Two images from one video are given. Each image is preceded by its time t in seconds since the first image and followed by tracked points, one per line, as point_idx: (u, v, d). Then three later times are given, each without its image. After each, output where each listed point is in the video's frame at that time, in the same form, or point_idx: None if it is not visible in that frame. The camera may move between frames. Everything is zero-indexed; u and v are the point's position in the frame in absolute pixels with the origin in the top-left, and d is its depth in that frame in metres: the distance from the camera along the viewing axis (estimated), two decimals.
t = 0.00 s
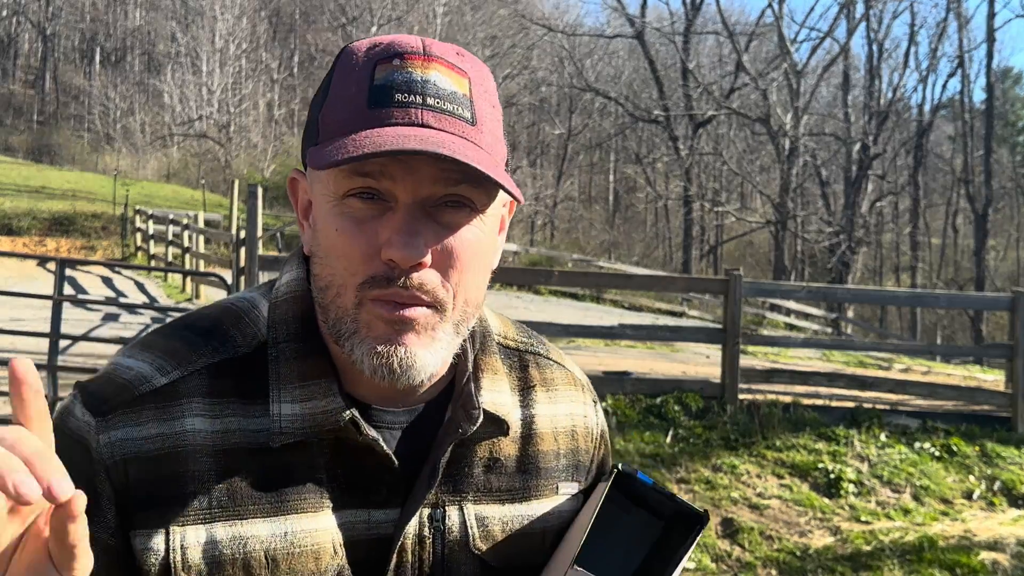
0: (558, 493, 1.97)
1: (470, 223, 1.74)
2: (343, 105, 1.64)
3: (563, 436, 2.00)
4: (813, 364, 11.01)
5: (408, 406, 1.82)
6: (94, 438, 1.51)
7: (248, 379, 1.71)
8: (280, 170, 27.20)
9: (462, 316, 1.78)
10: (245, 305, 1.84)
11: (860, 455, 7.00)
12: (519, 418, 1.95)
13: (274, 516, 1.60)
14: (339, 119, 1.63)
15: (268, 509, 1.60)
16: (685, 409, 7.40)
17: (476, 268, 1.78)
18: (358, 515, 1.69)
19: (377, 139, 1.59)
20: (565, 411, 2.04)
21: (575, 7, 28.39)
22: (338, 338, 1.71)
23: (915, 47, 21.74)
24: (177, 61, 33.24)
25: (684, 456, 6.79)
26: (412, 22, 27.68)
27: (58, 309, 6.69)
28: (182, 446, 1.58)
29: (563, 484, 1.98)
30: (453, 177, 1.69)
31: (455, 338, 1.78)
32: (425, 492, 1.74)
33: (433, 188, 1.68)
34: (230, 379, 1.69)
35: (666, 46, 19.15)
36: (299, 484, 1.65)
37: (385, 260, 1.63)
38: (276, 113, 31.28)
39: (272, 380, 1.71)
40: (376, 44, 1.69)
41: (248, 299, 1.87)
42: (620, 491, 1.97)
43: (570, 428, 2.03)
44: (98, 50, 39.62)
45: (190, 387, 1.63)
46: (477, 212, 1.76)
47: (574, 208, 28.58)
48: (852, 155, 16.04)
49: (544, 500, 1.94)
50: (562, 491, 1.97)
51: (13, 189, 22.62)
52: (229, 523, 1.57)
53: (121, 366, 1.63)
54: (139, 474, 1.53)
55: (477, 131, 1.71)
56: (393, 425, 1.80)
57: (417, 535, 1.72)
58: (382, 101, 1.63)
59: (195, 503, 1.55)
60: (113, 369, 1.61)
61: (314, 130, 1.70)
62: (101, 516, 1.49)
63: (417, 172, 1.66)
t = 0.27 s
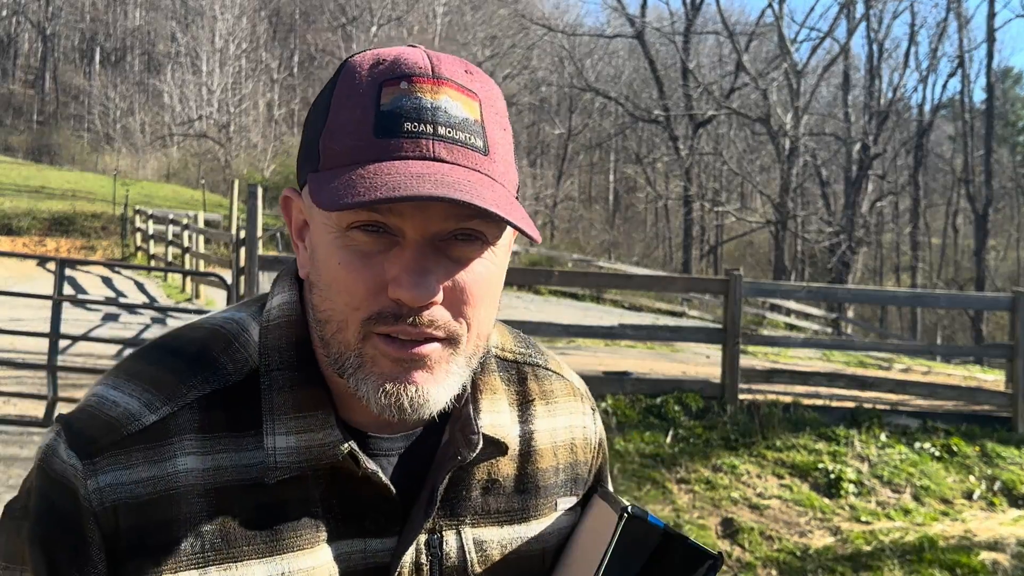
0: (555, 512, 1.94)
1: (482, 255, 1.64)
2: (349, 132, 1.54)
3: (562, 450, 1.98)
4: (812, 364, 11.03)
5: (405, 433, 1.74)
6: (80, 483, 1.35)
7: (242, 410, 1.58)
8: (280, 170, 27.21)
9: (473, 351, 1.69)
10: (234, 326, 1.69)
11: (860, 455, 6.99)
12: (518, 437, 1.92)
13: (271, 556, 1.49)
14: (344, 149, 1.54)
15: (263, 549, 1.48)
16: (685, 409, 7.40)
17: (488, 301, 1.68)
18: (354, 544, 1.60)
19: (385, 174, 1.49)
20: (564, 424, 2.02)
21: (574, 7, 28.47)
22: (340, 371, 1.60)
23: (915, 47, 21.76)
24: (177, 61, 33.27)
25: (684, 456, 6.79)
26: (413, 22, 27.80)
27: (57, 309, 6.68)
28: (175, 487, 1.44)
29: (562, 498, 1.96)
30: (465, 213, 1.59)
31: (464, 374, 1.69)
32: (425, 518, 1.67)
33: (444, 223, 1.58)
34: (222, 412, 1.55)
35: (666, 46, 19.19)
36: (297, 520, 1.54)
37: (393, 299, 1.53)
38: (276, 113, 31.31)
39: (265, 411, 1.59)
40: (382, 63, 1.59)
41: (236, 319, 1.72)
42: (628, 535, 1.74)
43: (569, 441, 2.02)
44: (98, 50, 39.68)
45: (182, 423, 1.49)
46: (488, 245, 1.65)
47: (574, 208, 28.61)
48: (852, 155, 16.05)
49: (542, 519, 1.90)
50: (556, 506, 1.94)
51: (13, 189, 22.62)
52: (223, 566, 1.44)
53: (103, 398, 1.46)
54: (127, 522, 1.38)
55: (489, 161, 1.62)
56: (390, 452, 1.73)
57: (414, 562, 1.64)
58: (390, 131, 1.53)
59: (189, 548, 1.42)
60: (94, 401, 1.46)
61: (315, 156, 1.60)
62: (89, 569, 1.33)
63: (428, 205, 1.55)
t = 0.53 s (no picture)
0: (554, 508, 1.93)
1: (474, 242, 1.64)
2: (335, 119, 1.54)
3: (562, 446, 1.98)
4: (812, 364, 11.02)
5: (401, 427, 1.74)
6: (72, 486, 1.35)
7: (236, 410, 1.58)
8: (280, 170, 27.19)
9: (466, 337, 1.69)
10: (227, 323, 1.69)
11: (860, 455, 6.99)
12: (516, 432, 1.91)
13: (266, 557, 1.47)
14: (331, 134, 1.53)
15: (258, 550, 1.47)
16: (685, 409, 7.40)
17: (480, 290, 1.67)
18: (349, 543, 1.59)
19: (373, 157, 1.48)
20: (563, 419, 2.01)
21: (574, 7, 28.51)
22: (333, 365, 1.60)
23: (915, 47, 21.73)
24: (177, 60, 33.27)
25: (684, 456, 6.78)
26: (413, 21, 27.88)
27: (57, 309, 6.67)
28: (167, 489, 1.44)
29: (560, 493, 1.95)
30: (455, 200, 1.58)
31: (456, 364, 1.68)
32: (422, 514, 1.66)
33: (434, 209, 1.56)
34: (214, 412, 1.55)
35: (666, 46, 19.19)
36: (292, 520, 1.53)
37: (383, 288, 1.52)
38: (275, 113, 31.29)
39: (259, 410, 1.58)
40: (369, 48, 1.58)
41: (229, 317, 1.72)
42: (623, 527, 1.79)
43: (568, 436, 2.01)
44: (98, 49, 39.68)
45: (174, 423, 1.49)
46: (480, 231, 1.65)
47: (574, 208, 28.58)
48: (853, 155, 16.02)
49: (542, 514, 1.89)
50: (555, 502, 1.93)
51: (13, 189, 22.60)
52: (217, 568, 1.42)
53: (94, 400, 1.46)
54: (119, 526, 1.38)
55: (478, 144, 1.61)
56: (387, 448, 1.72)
57: (411, 561, 1.63)
58: (377, 115, 1.52)
59: (183, 549, 1.41)
60: (86, 402, 1.46)
61: (302, 143, 1.59)
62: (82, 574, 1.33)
63: (418, 191, 1.54)
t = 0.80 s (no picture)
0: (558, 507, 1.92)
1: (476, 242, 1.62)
2: (337, 119, 1.52)
3: (565, 446, 1.96)
4: (813, 364, 11.01)
5: (404, 429, 1.72)
6: (73, 490, 1.35)
7: (238, 413, 1.56)
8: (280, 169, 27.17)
9: (469, 337, 1.67)
10: (229, 325, 1.67)
11: (861, 455, 6.98)
12: (520, 433, 1.90)
13: (269, 560, 1.46)
14: (333, 134, 1.52)
15: (261, 553, 1.46)
16: (685, 409, 7.39)
17: (482, 290, 1.65)
18: (353, 545, 1.58)
19: (373, 159, 1.47)
20: (567, 419, 2.01)
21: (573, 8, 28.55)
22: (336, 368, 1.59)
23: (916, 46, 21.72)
24: (177, 60, 33.27)
25: (684, 456, 6.77)
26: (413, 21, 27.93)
27: (56, 310, 6.65)
28: (169, 492, 1.43)
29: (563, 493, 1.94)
30: (458, 198, 1.56)
31: (459, 365, 1.67)
32: (425, 516, 1.64)
33: (435, 210, 1.56)
34: (217, 415, 1.54)
35: (666, 46, 19.19)
36: (294, 523, 1.52)
37: (386, 290, 1.51)
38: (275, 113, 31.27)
39: (261, 411, 1.56)
40: (369, 48, 1.57)
41: (231, 318, 1.70)
42: (628, 526, 1.78)
43: (572, 436, 2.00)
44: (98, 49, 39.68)
45: (176, 426, 1.48)
46: (481, 230, 1.63)
47: (574, 208, 28.58)
48: (853, 155, 16.00)
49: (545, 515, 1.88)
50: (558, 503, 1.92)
51: (12, 189, 22.59)
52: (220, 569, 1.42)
53: (95, 403, 1.45)
54: (121, 530, 1.38)
55: (479, 144, 1.59)
56: (389, 452, 1.70)
57: (414, 563, 1.61)
58: (379, 116, 1.51)
59: (185, 552, 1.40)
60: (87, 405, 1.45)
61: (304, 140, 1.58)
62: None
63: (420, 190, 1.53)
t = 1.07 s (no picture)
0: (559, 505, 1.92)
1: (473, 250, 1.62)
2: (336, 130, 1.52)
3: (564, 447, 1.96)
4: (813, 363, 11.02)
5: (405, 430, 1.72)
6: (84, 485, 1.36)
7: (244, 413, 1.56)
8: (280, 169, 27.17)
9: (466, 345, 1.67)
10: (237, 327, 1.68)
11: (861, 455, 6.97)
12: (520, 435, 1.89)
13: (273, 555, 1.46)
14: (331, 146, 1.52)
15: (264, 547, 1.46)
16: (686, 409, 7.39)
17: (478, 298, 1.65)
18: (356, 543, 1.58)
19: (370, 170, 1.47)
20: (566, 421, 2.00)
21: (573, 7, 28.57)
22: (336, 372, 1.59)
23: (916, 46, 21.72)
24: (177, 60, 33.29)
25: (685, 456, 6.76)
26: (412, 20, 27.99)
27: (56, 310, 6.65)
28: (176, 488, 1.43)
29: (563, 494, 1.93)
30: (455, 211, 1.56)
31: (456, 371, 1.66)
32: (424, 513, 1.64)
33: (430, 221, 1.55)
34: (224, 414, 1.54)
35: (666, 45, 19.21)
36: (297, 519, 1.51)
37: (382, 297, 1.51)
38: (275, 113, 31.27)
39: (266, 409, 1.57)
40: (367, 60, 1.57)
41: (239, 320, 1.71)
42: (620, 519, 1.80)
43: (572, 438, 1.99)
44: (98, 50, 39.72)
45: (185, 424, 1.49)
46: (477, 238, 1.63)
47: (574, 208, 28.59)
48: (852, 154, 16.00)
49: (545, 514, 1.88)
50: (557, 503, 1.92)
51: (13, 188, 22.59)
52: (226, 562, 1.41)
53: (106, 402, 1.47)
54: (130, 523, 1.38)
55: (474, 155, 1.59)
56: (389, 454, 1.70)
57: (414, 559, 1.61)
58: (376, 129, 1.51)
59: (191, 546, 1.40)
60: (99, 403, 1.47)
61: (304, 152, 1.59)
62: None
63: (416, 204, 1.53)
